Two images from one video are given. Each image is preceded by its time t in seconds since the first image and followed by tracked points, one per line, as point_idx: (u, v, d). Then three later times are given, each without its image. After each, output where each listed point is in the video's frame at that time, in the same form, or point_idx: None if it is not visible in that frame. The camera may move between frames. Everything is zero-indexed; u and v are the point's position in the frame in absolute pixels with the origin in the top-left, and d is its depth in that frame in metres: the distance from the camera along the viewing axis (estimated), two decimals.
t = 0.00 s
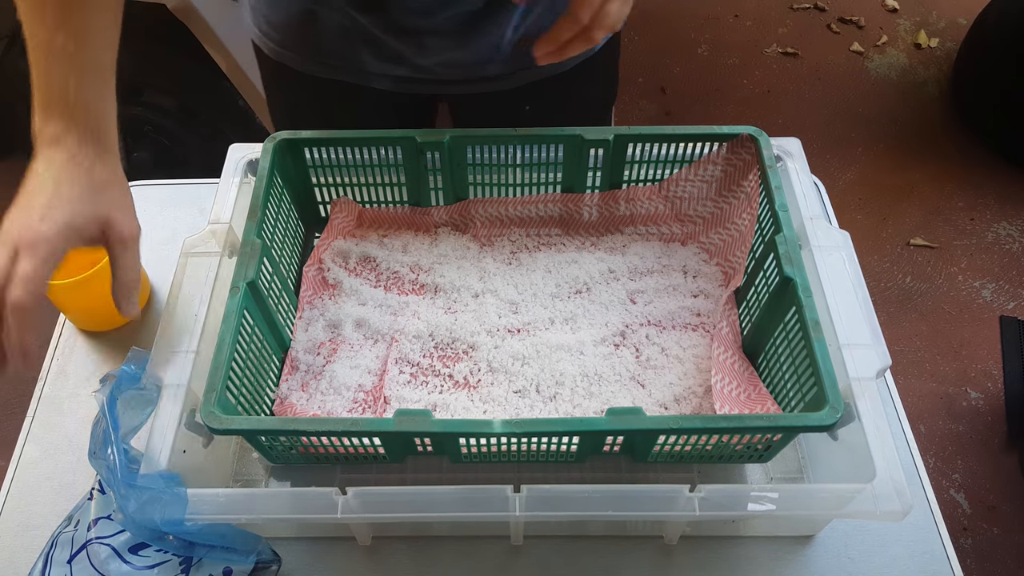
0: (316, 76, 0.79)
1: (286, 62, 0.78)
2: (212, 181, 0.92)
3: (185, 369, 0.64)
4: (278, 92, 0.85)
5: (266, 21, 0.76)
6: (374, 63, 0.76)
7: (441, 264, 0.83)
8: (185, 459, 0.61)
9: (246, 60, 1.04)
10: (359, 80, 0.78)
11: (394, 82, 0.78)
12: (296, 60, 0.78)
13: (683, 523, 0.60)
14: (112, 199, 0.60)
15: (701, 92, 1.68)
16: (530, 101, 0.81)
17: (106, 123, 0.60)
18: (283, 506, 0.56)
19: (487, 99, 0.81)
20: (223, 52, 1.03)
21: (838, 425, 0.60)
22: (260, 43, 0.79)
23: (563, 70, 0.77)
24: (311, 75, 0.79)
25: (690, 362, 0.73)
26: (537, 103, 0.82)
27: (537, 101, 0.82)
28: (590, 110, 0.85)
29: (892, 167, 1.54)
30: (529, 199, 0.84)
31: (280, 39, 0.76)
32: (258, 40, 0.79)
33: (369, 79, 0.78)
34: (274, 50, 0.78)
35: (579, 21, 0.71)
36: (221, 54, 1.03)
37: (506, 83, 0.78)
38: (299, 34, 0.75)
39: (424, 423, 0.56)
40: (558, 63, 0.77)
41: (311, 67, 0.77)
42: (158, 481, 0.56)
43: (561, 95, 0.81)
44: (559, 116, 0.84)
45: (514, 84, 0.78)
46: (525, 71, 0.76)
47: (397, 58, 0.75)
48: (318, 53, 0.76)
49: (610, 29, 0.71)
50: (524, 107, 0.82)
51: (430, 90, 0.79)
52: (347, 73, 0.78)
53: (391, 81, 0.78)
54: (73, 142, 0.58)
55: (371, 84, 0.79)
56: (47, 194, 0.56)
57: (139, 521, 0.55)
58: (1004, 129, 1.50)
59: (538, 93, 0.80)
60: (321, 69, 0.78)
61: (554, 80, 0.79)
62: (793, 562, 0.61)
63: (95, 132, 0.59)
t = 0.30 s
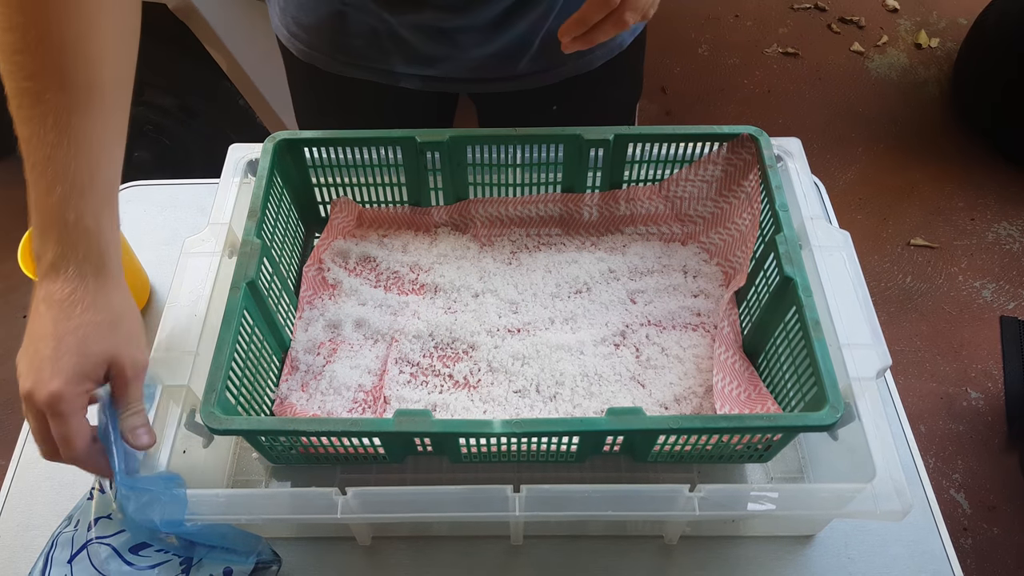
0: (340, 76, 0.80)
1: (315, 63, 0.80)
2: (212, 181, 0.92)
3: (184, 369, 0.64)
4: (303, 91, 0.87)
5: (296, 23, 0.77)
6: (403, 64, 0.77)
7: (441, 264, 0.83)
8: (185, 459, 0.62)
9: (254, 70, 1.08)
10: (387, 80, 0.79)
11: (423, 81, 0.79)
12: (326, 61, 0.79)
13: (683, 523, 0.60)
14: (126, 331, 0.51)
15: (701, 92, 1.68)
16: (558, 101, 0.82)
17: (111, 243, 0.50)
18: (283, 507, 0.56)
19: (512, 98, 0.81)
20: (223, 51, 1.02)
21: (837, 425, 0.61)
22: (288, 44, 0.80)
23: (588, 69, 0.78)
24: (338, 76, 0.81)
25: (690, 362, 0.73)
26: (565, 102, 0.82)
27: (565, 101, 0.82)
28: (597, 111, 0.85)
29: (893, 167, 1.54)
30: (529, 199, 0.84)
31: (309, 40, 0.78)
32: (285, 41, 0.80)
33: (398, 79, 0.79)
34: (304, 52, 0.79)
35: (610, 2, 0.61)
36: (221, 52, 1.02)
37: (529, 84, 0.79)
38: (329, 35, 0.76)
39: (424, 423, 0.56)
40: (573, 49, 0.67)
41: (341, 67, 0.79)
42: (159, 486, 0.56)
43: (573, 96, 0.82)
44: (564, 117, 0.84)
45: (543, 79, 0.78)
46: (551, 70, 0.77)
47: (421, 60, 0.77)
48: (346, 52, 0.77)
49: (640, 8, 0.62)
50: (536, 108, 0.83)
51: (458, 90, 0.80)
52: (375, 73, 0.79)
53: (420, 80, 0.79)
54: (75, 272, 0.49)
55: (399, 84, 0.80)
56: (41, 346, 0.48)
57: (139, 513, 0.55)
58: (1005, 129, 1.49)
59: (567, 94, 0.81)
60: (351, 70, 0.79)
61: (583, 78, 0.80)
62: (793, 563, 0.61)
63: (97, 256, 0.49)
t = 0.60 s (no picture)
0: (346, 78, 0.81)
1: (324, 65, 0.79)
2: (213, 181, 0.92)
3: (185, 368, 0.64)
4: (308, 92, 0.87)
5: (304, 24, 0.77)
6: (411, 67, 0.78)
7: (441, 263, 0.83)
8: (186, 456, 0.62)
9: (260, 76, 1.10)
10: (395, 83, 0.80)
11: (430, 86, 0.80)
12: (334, 63, 0.78)
13: (682, 522, 0.60)
14: None
15: (701, 93, 1.68)
16: (566, 107, 0.83)
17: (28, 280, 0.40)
18: (283, 504, 0.56)
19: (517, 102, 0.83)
20: (224, 51, 1.03)
21: (836, 425, 0.61)
22: (296, 46, 0.79)
23: (594, 75, 0.78)
24: (345, 78, 0.81)
25: (690, 361, 0.73)
26: (572, 110, 0.84)
27: (572, 108, 0.84)
28: (598, 112, 0.85)
29: (893, 168, 1.54)
30: (529, 198, 0.84)
31: (317, 42, 0.77)
32: (293, 42, 0.80)
33: (404, 82, 0.79)
34: (313, 54, 0.79)
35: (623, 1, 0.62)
36: (223, 52, 1.03)
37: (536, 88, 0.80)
38: (338, 38, 0.76)
39: (424, 421, 0.56)
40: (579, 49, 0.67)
41: (349, 70, 0.78)
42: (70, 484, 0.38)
43: (575, 98, 0.82)
44: (565, 118, 0.85)
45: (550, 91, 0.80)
46: (558, 76, 0.78)
47: (428, 62, 0.77)
48: (354, 55, 0.77)
49: (649, 11, 0.63)
50: (539, 112, 0.84)
51: (464, 93, 0.81)
52: (383, 76, 0.79)
53: (426, 84, 0.80)
54: None
55: (406, 87, 0.80)
56: None
57: None
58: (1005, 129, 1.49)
59: (573, 98, 0.82)
60: (358, 72, 0.79)
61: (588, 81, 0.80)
62: (792, 562, 0.61)
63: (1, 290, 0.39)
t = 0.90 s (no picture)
0: (349, 80, 0.81)
1: (326, 66, 0.80)
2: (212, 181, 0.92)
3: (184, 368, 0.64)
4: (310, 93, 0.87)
5: (306, 24, 0.77)
6: (413, 71, 0.78)
7: (440, 264, 0.83)
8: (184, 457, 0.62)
9: (263, 81, 1.11)
10: (397, 86, 0.80)
11: (432, 89, 0.80)
12: (336, 65, 0.79)
13: (681, 523, 0.60)
14: None
15: (701, 94, 1.68)
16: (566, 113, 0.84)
17: None
18: (282, 505, 0.57)
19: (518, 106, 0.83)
20: (225, 52, 1.03)
21: (834, 426, 0.61)
22: (299, 47, 0.80)
23: (598, 77, 0.79)
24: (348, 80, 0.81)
25: (688, 362, 0.73)
26: (572, 116, 0.84)
27: (573, 113, 0.84)
28: (598, 114, 0.85)
29: (892, 168, 1.54)
30: (528, 199, 0.84)
31: (320, 43, 0.78)
32: (296, 43, 0.80)
33: (406, 85, 0.80)
34: (315, 55, 0.79)
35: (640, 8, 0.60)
36: (223, 53, 1.03)
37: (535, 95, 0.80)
38: (340, 39, 0.76)
39: (423, 422, 0.56)
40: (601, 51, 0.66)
41: (351, 71, 0.79)
42: None
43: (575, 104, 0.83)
44: (566, 119, 0.85)
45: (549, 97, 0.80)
46: (560, 82, 0.79)
47: (429, 66, 0.77)
48: (357, 57, 0.78)
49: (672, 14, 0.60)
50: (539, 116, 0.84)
51: (466, 97, 0.81)
52: (385, 79, 0.79)
53: (428, 88, 0.80)
54: None
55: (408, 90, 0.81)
56: None
57: None
58: (1005, 130, 1.49)
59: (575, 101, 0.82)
60: (360, 74, 0.79)
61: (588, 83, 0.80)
62: (791, 563, 0.61)
63: None
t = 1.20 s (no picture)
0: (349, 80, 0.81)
1: (322, 65, 0.79)
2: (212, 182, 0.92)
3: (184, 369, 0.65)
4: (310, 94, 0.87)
5: (304, 24, 0.76)
6: (408, 72, 0.77)
7: (440, 265, 0.83)
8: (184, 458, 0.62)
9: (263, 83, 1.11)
10: (392, 87, 0.79)
11: (428, 92, 0.79)
12: (333, 65, 0.78)
13: (680, 524, 0.60)
14: None
15: (700, 94, 1.68)
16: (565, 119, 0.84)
17: None
18: (280, 507, 0.57)
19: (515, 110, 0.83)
20: (225, 53, 1.03)
21: (834, 428, 0.61)
22: (297, 45, 0.79)
23: (592, 94, 0.76)
24: (348, 82, 0.81)
25: (688, 364, 0.73)
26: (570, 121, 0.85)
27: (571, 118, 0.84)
28: (597, 116, 0.85)
29: (892, 169, 1.54)
30: (527, 200, 0.84)
31: (317, 44, 0.77)
32: (295, 42, 0.80)
33: (401, 87, 0.79)
34: (311, 54, 0.78)
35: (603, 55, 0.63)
36: (223, 55, 1.03)
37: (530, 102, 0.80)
38: (338, 40, 0.76)
39: (422, 423, 0.56)
40: (532, 88, 0.65)
41: (348, 72, 0.78)
42: None
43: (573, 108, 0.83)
44: (566, 120, 0.85)
45: (543, 105, 0.80)
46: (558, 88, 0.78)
47: (427, 71, 0.77)
48: (354, 58, 0.77)
49: (623, 75, 0.65)
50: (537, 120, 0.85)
51: (464, 103, 0.80)
52: (381, 80, 0.79)
53: (424, 91, 0.79)
54: None
55: (403, 92, 0.80)
56: None
57: None
58: (1004, 131, 1.49)
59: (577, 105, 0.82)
60: (354, 75, 0.79)
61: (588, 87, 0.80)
62: (790, 564, 0.61)
63: None
